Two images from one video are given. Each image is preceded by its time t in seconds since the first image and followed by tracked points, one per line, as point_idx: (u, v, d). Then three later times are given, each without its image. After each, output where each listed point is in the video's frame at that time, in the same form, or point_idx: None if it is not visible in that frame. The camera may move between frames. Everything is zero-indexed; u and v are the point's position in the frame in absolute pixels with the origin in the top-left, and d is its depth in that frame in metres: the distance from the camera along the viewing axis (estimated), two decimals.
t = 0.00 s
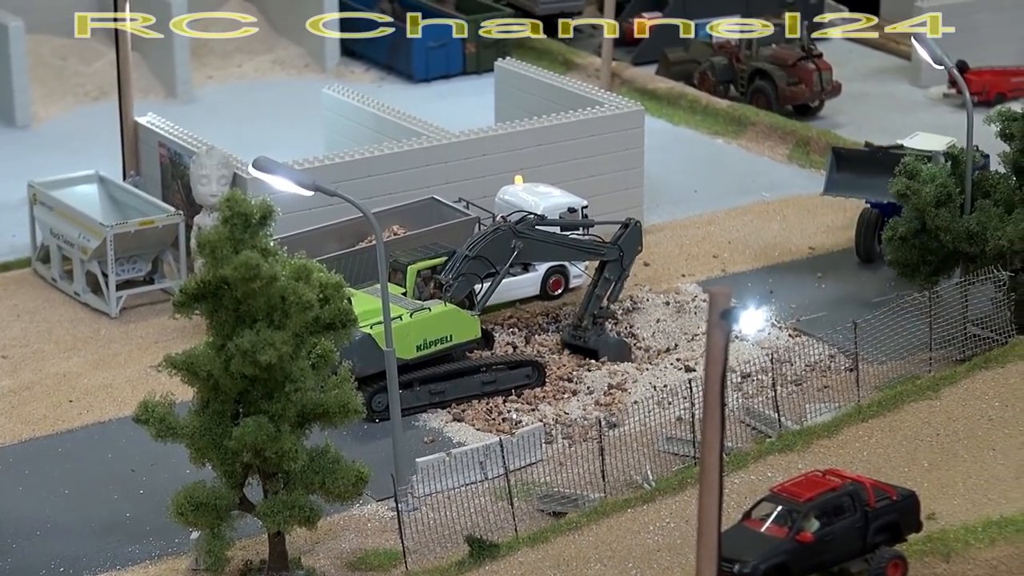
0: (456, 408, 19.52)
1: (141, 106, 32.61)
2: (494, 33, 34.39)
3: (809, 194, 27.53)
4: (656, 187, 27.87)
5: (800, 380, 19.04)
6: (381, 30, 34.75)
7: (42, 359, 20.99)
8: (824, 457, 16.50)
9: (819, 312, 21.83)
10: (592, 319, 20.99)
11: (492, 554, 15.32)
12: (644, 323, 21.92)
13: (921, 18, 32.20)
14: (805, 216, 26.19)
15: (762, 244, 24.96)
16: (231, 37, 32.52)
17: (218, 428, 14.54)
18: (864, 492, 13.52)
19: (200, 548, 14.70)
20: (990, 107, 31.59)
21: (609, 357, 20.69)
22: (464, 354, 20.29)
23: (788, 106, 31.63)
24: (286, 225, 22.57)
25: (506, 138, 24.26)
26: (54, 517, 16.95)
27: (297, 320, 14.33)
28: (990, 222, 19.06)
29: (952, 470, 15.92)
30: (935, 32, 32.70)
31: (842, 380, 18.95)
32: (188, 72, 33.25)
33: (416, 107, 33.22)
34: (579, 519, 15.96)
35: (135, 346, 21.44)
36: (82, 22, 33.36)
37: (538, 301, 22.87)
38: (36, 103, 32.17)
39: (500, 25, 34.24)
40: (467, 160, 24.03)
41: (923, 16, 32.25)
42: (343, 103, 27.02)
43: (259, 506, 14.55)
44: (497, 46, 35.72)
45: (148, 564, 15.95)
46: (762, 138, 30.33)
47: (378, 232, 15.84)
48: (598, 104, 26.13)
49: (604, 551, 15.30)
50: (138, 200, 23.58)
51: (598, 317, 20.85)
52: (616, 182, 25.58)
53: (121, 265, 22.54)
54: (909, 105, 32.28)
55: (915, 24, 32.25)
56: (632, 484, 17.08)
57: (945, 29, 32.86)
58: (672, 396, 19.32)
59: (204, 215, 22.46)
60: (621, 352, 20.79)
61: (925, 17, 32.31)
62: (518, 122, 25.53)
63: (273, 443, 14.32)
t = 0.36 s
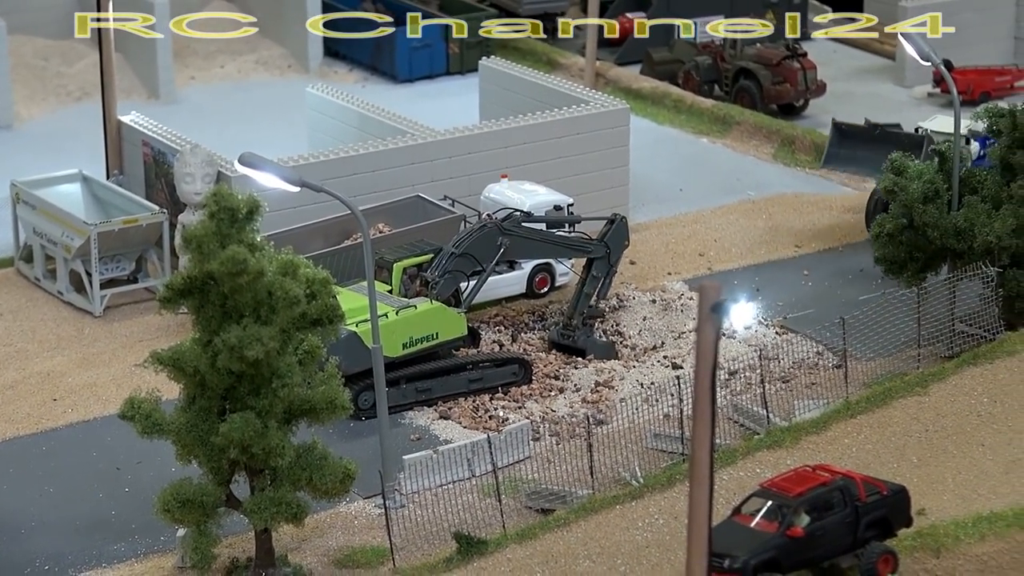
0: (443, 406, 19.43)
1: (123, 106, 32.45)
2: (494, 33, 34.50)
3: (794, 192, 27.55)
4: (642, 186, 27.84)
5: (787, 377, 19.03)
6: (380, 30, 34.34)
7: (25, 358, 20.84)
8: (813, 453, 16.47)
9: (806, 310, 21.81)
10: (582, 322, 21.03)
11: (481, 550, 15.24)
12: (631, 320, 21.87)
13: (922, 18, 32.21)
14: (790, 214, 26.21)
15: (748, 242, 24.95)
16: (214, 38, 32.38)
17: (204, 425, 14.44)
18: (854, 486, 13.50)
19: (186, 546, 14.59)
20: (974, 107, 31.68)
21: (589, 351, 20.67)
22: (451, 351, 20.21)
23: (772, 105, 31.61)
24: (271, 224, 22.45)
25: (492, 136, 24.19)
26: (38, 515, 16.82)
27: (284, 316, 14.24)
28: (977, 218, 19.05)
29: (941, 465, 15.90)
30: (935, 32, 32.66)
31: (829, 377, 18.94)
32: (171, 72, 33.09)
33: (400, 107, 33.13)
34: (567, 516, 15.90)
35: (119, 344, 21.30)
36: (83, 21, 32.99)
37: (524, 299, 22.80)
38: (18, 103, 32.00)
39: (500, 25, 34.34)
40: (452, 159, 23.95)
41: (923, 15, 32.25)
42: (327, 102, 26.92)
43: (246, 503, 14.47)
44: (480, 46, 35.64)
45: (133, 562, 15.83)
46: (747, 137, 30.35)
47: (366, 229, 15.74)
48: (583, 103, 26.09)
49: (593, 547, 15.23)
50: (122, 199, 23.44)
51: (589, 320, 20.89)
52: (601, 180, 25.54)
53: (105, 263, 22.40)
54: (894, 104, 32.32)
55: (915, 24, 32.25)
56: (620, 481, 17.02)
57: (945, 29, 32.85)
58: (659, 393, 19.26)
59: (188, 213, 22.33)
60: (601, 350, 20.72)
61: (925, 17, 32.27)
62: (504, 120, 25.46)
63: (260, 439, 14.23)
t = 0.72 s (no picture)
0: (429, 412, 19.42)
1: (107, 111, 32.38)
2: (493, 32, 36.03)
3: (779, 197, 27.62)
4: (626, 191, 27.87)
5: (773, 382, 19.08)
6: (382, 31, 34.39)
7: (10, 364, 20.77)
8: (799, 459, 16.50)
9: (791, 315, 21.85)
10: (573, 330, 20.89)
11: (468, 557, 15.24)
12: (616, 326, 21.89)
13: (921, 17, 32.82)
14: (776, 219, 26.28)
15: (733, 247, 24.98)
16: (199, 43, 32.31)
17: (191, 431, 14.41)
18: (842, 492, 13.53)
19: (173, 552, 14.56)
20: (959, 112, 31.82)
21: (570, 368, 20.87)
22: (437, 357, 20.20)
23: (756, 110, 31.64)
24: (256, 229, 22.43)
25: (478, 141, 24.20)
26: (24, 522, 16.77)
27: (271, 322, 14.24)
28: (963, 224, 19.12)
29: (928, 471, 15.94)
30: (935, 33, 33.24)
31: (815, 382, 18.98)
32: (155, 77, 33.03)
33: (384, 112, 33.12)
34: (554, 522, 15.90)
35: (104, 350, 21.24)
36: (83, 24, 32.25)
37: (509, 304, 22.80)
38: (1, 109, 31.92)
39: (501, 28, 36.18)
40: (438, 164, 23.94)
41: (923, 15, 32.85)
42: (311, 108, 26.90)
43: (233, 510, 14.45)
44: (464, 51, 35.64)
45: (120, 568, 15.79)
46: (731, 141, 30.41)
47: (352, 234, 15.72)
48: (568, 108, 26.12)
49: (580, 553, 15.22)
50: (106, 205, 23.39)
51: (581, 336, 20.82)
52: (586, 185, 25.55)
53: (90, 269, 22.33)
54: (878, 109, 32.44)
55: (915, 24, 32.83)
56: (606, 486, 17.04)
57: (945, 29, 33.31)
58: (646, 399, 19.26)
59: (174, 219, 22.28)
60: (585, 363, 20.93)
61: (925, 17, 32.92)
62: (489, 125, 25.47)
63: (248, 446, 14.21)
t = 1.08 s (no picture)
0: (413, 420, 19.40)
1: (89, 119, 32.29)
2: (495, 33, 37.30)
3: (761, 204, 27.67)
4: (609, 198, 27.89)
5: (757, 389, 19.10)
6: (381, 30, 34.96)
7: None
8: (783, 465, 16.51)
9: (775, 322, 21.87)
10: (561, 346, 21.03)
11: (453, 565, 15.22)
12: (600, 333, 21.89)
13: (921, 17, 33.12)
14: (758, 225, 26.32)
15: (716, 253, 25.02)
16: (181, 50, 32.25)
17: (175, 440, 14.37)
18: (827, 498, 13.54)
19: (157, 561, 14.53)
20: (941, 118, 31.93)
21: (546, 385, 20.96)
22: (421, 364, 20.18)
23: (739, 116, 31.74)
24: (240, 236, 22.36)
25: (460, 148, 24.19)
26: (6, 532, 16.68)
27: (255, 330, 14.20)
28: (946, 230, 19.19)
29: (912, 477, 15.96)
30: (935, 33, 33.53)
31: (799, 389, 19.02)
32: (136, 85, 32.94)
33: (367, 119, 33.09)
34: (539, 530, 15.88)
35: (87, 359, 21.15)
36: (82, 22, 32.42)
37: (493, 312, 22.79)
38: None
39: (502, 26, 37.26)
40: (421, 171, 23.93)
41: (923, 15, 33.15)
42: (293, 115, 26.86)
43: (217, 519, 14.43)
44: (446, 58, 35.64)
45: None
46: (714, 148, 30.44)
47: (336, 243, 15.68)
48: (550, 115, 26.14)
49: (565, 560, 15.20)
50: (89, 213, 23.31)
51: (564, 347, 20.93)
52: (569, 193, 25.57)
53: (73, 277, 22.26)
54: (860, 115, 32.55)
55: (915, 24, 33.12)
56: (591, 494, 17.04)
57: (945, 29, 33.64)
58: (630, 406, 19.25)
59: (157, 227, 22.23)
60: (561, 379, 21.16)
61: (925, 17, 33.22)
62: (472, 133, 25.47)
63: (232, 454, 14.18)
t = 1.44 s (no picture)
0: (401, 426, 19.38)
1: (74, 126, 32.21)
2: (495, 34, 37.01)
3: (747, 209, 27.73)
4: (596, 203, 27.90)
5: (744, 395, 19.12)
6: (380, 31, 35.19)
7: None
8: (772, 471, 16.52)
9: (762, 327, 21.89)
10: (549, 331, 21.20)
11: (441, 572, 15.19)
12: (587, 339, 21.87)
13: (921, 17, 33.44)
14: (745, 231, 26.36)
15: (703, 259, 25.04)
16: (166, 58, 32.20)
17: (163, 448, 14.35)
18: (815, 504, 13.56)
19: (146, 569, 14.57)
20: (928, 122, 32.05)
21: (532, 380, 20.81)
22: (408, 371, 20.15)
23: (725, 121, 31.77)
24: (228, 244, 22.33)
25: (446, 154, 24.18)
26: None
27: (243, 338, 14.16)
28: (933, 236, 19.23)
29: (901, 482, 16.00)
30: (935, 33, 33.88)
31: (786, 394, 19.05)
32: (122, 92, 32.87)
33: (353, 126, 33.07)
34: (527, 536, 15.87)
35: (73, 367, 21.08)
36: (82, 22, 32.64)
37: (480, 318, 22.77)
38: None
39: (500, 25, 37.02)
40: (407, 178, 23.90)
41: (923, 15, 33.48)
42: (279, 122, 26.83)
43: (205, 527, 14.42)
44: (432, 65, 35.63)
45: None
46: (700, 154, 30.48)
47: (323, 250, 15.64)
48: (536, 121, 26.15)
49: (554, 567, 15.21)
50: (75, 220, 23.24)
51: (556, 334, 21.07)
52: (555, 198, 25.56)
53: (59, 285, 22.19)
54: (845, 120, 32.64)
55: (916, 24, 33.44)
56: (579, 501, 17.04)
57: (945, 29, 33.99)
58: (618, 412, 19.24)
59: (143, 234, 22.19)
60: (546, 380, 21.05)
61: (925, 17, 33.55)
62: (458, 139, 25.45)
63: (220, 462, 14.17)
